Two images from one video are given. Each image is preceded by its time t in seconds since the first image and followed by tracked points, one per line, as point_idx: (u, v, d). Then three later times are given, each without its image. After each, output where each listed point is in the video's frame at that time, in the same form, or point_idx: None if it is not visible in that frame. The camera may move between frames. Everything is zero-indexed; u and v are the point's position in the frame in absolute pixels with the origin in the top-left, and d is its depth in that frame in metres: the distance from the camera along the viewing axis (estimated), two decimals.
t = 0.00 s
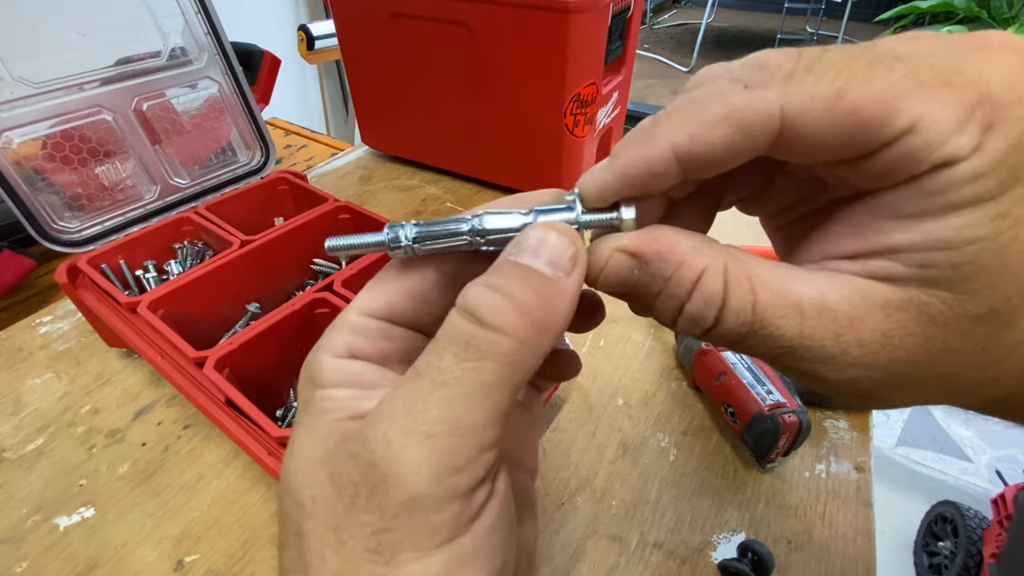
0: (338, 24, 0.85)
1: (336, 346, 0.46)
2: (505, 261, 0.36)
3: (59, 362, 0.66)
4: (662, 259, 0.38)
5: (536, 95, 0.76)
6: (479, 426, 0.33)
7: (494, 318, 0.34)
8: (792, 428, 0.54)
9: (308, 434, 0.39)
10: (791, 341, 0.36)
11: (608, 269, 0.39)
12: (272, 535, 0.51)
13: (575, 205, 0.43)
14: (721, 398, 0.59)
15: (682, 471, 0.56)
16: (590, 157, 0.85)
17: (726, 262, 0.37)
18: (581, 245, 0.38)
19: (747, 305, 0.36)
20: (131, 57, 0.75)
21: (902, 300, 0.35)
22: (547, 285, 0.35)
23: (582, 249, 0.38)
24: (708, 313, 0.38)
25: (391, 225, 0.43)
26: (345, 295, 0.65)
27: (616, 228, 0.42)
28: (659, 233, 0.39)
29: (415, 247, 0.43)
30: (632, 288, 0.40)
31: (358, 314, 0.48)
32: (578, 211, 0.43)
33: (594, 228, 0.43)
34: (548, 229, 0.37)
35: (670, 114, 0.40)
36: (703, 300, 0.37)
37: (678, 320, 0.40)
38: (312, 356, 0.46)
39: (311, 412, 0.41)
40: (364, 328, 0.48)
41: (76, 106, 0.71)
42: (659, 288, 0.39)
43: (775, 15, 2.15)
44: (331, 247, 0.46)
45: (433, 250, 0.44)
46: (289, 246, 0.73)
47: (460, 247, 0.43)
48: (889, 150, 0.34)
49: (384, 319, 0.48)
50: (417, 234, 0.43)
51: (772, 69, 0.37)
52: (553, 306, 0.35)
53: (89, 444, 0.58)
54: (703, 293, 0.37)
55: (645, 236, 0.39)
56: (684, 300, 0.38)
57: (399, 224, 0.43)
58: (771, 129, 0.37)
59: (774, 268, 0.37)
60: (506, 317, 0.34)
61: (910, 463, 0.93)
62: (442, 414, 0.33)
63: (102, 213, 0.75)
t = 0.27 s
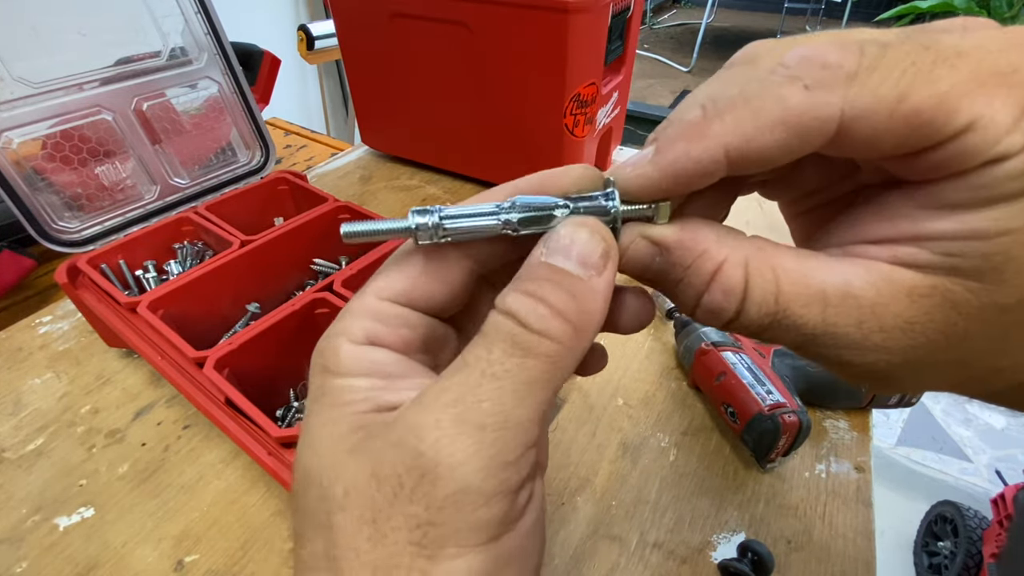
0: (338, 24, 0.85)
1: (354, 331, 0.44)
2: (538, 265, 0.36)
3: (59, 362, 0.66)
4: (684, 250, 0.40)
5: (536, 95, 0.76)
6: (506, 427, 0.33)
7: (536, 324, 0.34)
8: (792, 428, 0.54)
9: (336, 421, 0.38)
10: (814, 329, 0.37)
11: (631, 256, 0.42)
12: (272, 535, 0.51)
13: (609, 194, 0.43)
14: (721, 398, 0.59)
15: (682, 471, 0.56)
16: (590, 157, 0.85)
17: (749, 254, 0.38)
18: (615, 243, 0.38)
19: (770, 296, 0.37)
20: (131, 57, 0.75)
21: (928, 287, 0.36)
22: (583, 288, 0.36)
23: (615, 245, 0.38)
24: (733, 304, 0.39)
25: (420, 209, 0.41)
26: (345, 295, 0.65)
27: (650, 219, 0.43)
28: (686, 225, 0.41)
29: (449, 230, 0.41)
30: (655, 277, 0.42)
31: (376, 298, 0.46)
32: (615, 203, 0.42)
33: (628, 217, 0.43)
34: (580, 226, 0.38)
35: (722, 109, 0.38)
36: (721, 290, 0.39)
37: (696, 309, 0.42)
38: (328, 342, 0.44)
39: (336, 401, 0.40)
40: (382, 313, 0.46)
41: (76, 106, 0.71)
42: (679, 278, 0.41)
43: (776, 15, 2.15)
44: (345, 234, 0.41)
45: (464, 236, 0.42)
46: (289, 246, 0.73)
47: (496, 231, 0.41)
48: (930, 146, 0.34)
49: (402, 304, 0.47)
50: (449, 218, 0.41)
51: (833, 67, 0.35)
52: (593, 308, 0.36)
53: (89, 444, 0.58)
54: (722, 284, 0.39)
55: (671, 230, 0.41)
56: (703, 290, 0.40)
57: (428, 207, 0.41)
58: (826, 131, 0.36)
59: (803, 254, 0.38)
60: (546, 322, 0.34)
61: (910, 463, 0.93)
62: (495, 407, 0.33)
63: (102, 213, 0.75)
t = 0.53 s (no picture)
0: (338, 24, 0.85)
1: (363, 321, 0.42)
2: (551, 268, 0.35)
3: (59, 363, 0.66)
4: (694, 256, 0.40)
5: (536, 95, 0.76)
6: (536, 427, 0.33)
7: (564, 330, 0.34)
8: (792, 428, 0.54)
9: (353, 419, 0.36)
10: (835, 324, 0.37)
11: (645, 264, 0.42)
12: (272, 535, 0.51)
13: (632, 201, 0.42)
14: (721, 398, 0.59)
15: (682, 471, 0.56)
16: (590, 157, 0.85)
17: (761, 258, 0.38)
18: (622, 233, 0.38)
19: (787, 296, 0.37)
20: (131, 57, 0.75)
21: (943, 274, 0.35)
22: (602, 288, 0.36)
23: (621, 234, 0.38)
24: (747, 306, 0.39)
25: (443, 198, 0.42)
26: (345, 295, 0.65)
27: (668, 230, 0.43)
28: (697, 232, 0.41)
29: (470, 224, 0.41)
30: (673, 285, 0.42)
31: (387, 286, 0.44)
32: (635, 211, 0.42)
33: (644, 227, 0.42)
34: (585, 220, 0.37)
35: (734, 114, 0.38)
36: (740, 295, 0.39)
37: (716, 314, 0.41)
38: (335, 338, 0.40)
39: (358, 400, 0.37)
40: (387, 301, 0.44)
41: (76, 106, 0.71)
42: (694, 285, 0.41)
43: (776, 15, 2.15)
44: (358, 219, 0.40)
45: (486, 229, 0.42)
46: (289, 246, 0.73)
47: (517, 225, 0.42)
48: (932, 137, 0.35)
49: (411, 292, 0.45)
50: (471, 211, 0.41)
51: (834, 68, 0.36)
52: (610, 306, 0.36)
53: (89, 444, 0.58)
54: (741, 288, 0.39)
55: (681, 238, 0.41)
56: (720, 296, 0.40)
57: (452, 199, 0.42)
58: (834, 128, 0.36)
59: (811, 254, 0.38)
60: (574, 328, 0.35)
61: (910, 463, 0.94)
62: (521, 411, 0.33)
63: (102, 213, 0.75)
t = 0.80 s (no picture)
0: (338, 24, 0.85)
1: (369, 333, 0.38)
2: (560, 291, 0.37)
3: (59, 363, 0.66)
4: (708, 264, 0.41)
5: (536, 95, 0.76)
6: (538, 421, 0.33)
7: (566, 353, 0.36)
8: (792, 428, 0.54)
9: (376, 439, 0.33)
10: (870, 300, 0.39)
11: (667, 305, 0.41)
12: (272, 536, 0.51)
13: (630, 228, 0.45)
14: (721, 398, 0.59)
15: (682, 471, 0.56)
16: (590, 157, 0.85)
17: (771, 255, 0.40)
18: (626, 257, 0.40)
19: (810, 288, 0.39)
20: (131, 57, 0.75)
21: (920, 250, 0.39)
22: (601, 312, 0.38)
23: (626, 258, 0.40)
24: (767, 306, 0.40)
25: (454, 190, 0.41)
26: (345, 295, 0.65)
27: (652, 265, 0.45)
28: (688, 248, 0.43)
29: (480, 218, 0.41)
30: (695, 312, 0.42)
31: (385, 292, 0.41)
32: (634, 240, 0.44)
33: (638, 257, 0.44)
34: (597, 245, 0.38)
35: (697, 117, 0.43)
36: (767, 296, 0.40)
37: (750, 324, 0.42)
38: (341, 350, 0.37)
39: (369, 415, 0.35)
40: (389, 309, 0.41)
41: (76, 106, 0.71)
42: (722, 300, 0.41)
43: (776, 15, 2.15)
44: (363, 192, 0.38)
45: (497, 224, 0.42)
46: (289, 246, 0.73)
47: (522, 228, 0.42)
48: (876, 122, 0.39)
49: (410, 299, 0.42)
50: (482, 206, 0.41)
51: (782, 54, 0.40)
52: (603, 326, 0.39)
53: (89, 445, 0.58)
54: (765, 290, 0.40)
55: (688, 262, 0.42)
56: (749, 302, 0.41)
57: (464, 193, 0.41)
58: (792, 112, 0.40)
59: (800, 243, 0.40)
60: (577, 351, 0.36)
61: (910, 463, 0.94)
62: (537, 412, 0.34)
63: (102, 213, 0.75)
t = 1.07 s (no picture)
0: (337, 24, 0.85)
1: (330, 349, 0.41)
2: (484, 290, 0.34)
3: (59, 363, 0.66)
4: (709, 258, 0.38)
5: (536, 95, 0.76)
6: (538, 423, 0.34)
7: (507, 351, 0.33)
8: (792, 428, 0.54)
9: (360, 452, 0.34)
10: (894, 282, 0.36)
11: (660, 304, 0.38)
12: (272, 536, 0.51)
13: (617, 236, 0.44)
14: (721, 398, 0.59)
15: (682, 471, 0.56)
16: (590, 157, 0.85)
17: (780, 245, 0.37)
18: (553, 238, 0.36)
19: (832, 274, 0.36)
20: (131, 57, 0.75)
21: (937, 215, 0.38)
22: (540, 300, 0.35)
23: (551, 239, 0.36)
24: (782, 300, 0.36)
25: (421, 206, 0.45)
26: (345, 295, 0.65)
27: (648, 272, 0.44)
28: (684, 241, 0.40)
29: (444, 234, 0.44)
30: (695, 311, 0.39)
31: (356, 311, 0.43)
32: (618, 249, 0.43)
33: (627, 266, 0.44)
34: (506, 231, 0.35)
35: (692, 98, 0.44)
36: (779, 291, 0.36)
37: (761, 324, 0.38)
38: (297, 364, 0.39)
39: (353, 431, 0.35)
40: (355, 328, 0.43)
41: (76, 106, 0.71)
42: (725, 297, 0.38)
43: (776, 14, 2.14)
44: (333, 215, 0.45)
45: (461, 232, 0.43)
46: (289, 246, 0.73)
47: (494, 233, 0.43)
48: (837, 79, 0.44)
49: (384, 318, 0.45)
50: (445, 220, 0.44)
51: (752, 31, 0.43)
52: (555, 317, 0.35)
53: (89, 445, 0.58)
54: (777, 283, 0.36)
55: (684, 255, 0.38)
56: (758, 300, 0.37)
57: (429, 207, 0.44)
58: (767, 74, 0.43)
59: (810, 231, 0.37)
60: (519, 348, 0.33)
61: (910, 463, 0.94)
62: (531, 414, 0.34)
63: (102, 213, 0.75)
